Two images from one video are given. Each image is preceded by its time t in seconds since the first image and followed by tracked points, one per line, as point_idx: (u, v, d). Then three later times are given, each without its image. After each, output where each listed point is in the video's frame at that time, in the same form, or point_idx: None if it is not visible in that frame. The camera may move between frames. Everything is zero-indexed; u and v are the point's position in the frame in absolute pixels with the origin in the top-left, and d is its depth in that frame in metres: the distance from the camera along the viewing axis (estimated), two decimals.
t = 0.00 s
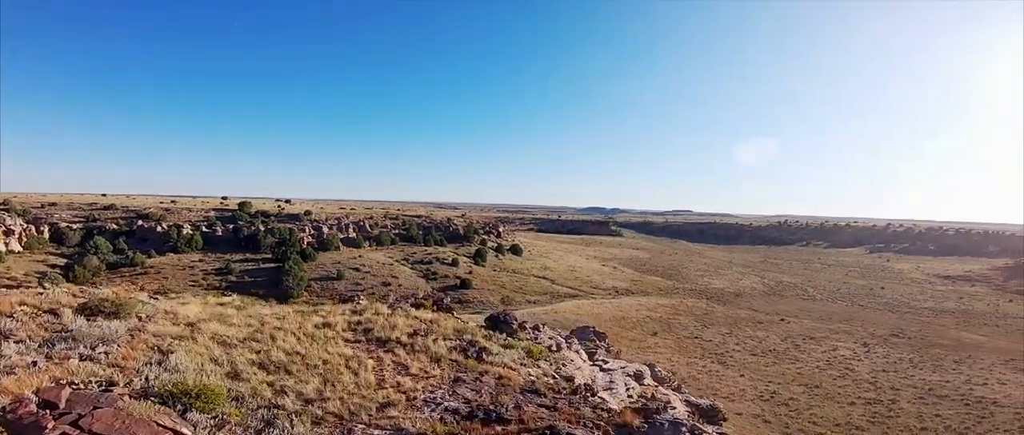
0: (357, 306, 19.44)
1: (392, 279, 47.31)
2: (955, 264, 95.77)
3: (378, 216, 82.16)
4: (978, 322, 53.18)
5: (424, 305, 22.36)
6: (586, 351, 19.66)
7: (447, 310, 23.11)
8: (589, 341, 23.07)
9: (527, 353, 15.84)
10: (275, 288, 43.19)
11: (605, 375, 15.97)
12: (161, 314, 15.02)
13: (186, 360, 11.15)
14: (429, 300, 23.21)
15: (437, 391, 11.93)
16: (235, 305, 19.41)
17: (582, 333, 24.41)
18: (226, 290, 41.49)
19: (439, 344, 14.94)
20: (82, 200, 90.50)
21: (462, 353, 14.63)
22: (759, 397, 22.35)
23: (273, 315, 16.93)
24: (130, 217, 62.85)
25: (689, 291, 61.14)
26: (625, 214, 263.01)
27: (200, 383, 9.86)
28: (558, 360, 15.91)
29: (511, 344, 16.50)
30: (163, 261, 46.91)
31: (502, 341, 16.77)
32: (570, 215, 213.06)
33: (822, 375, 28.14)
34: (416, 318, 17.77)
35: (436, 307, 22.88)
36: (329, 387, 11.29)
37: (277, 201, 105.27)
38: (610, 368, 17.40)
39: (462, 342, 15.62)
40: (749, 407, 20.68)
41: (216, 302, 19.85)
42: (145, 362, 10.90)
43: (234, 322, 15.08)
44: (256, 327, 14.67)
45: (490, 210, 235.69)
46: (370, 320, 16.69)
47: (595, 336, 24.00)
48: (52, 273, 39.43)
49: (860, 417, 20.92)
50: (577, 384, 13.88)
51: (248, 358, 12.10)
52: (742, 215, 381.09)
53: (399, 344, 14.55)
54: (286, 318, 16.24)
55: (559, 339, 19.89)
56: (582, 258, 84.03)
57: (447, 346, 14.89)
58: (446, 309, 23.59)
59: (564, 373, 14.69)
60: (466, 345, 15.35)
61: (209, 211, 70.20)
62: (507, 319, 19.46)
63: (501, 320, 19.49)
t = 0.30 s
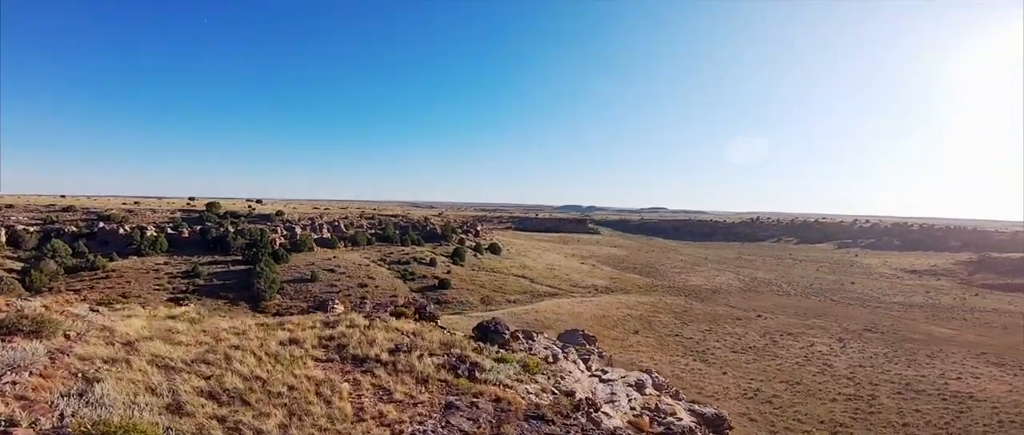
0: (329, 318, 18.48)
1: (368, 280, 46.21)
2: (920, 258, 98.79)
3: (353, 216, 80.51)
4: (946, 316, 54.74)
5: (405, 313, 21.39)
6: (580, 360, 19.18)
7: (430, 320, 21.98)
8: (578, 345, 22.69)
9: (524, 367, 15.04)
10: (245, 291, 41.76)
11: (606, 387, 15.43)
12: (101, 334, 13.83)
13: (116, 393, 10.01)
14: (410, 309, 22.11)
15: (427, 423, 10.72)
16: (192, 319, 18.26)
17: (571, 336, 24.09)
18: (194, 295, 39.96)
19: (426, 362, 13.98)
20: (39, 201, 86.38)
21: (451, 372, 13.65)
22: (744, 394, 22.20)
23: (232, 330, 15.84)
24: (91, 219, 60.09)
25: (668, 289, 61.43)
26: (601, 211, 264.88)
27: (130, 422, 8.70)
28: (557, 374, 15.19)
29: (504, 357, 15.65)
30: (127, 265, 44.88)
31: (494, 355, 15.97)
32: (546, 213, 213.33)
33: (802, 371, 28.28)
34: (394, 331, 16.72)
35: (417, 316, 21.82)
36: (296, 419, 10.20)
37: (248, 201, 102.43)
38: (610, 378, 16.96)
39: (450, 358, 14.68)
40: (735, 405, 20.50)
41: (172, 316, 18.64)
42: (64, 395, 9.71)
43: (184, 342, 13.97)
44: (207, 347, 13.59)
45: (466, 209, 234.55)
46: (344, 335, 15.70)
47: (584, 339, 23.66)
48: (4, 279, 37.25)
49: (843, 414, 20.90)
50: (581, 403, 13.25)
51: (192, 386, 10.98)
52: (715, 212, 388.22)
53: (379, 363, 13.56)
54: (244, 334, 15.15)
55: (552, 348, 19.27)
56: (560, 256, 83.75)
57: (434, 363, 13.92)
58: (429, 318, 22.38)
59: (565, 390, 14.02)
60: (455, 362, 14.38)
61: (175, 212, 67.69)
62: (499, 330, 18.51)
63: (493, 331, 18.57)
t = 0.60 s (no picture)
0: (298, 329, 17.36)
1: (343, 282, 44.96)
2: (886, 253, 101.73)
3: (327, 216, 78.70)
4: (914, 309, 56.19)
5: (385, 323, 20.09)
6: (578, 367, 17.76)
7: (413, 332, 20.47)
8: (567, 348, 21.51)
9: (523, 383, 13.13)
10: (213, 295, 40.20)
11: (608, 399, 13.90)
12: (20, 359, 12.64)
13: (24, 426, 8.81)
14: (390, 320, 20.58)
15: None
16: (144, 338, 16.96)
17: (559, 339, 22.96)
18: (159, 300, 38.30)
19: (409, 383, 11.99)
20: None
21: (444, 395, 11.60)
22: (728, 393, 22.04)
23: (179, 349, 14.71)
24: (47, 222, 57.19)
25: (646, 286, 61.58)
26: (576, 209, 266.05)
27: None
28: (557, 388, 13.50)
29: (501, 373, 13.63)
30: (85, 270, 42.71)
31: (488, 370, 14.01)
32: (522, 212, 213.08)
33: (782, 367, 28.36)
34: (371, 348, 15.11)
35: (399, 327, 20.48)
36: None
37: (216, 202, 99.39)
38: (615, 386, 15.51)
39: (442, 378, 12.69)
40: (720, 404, 20.26)
41: (123, 334, 17.33)
42: None
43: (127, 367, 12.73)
44: (152, 371, 12.36)
45: (441, 209, 232.66)
46: (315, 355, 14.11)
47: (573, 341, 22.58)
48: None
49: (826, 410, 20.82)
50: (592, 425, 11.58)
51: (121, 424, 9.33)
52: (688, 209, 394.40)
53: (356, 389, 11.58)
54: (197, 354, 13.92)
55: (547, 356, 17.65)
56: (537, 255, 83.45)
57: (421, 386, 11.88)
58: (411, 329, 20.89)
59: (568, 407, 12.37)
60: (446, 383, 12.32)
61: (138, 214, 64.95)
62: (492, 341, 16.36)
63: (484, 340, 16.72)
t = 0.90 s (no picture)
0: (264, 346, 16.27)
1: (318, 285, 43.67)
2: (856, 247, 104.38)
3: (300, 218, 76.77)
4: (886, 302, 57.55)
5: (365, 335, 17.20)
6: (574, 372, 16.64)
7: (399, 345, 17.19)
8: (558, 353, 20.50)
9: (526, 403, 12.23)
10: (180, 301, 38.60)
11: (617, 412, 13.22)
12: None
13: None
14: (372, 332, 17.34)
15: None
16: (100, 360, 15.82)
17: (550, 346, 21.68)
18: (122, 307, 36.58)
19: (399, 414, 10.94)
20: None
21: (440, 427, 10.62)
22: (713, 390, 21.86)
23: (127, 374, 13.55)
24: None
25: (625, 283, 61.66)
26: (553, 208, 266.58)
27: None
28: (562, 406, 12.72)
29: (501, 392, 12.61)
30: (42, 277, 40.51)
31: (485, 392, 12.74)
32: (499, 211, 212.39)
33: (764, 363, 28.47)
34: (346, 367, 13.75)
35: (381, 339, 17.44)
36: None
37: (183, 205, 96.11)
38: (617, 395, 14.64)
39: (431, 405, 11.66)
40: (707, 402, 20.05)
41: (79, 355, 16.21)
42: None
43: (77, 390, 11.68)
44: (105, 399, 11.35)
45: (417, 209, 230.30)
46: (282, 378, 12.84)
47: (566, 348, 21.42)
48: None
49: (811, 406, 20.79)
50: None
51: None
52: (663, 207, 399.36)
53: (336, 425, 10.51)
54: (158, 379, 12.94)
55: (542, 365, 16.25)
56: (516, 254, 82.99)
57: (412, 417, 10.89)
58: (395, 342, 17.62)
59: (579, 427, 11.62)
60: (440, 411, 11.32)
61: (99, 218, 62.21)
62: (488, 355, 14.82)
63: (482, 357, 14.74)
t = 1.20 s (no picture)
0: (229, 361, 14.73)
1: (292, 289, 42.27)
2: (826, 242, 106.86)
3: (271, 220, 74.71)
4: (857, 296, 58.79)
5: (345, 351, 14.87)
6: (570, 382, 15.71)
7: (383, 364, 14.99)
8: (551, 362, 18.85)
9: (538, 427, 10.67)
10: (145, 308, 36.84)
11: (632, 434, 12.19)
12: None
13: None
14: (352, 349, 15.00)
15: None
16: (49, 377, 14.64)
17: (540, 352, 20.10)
18: (83, 315, 34.72)
19: None
20: None
21: None
22: (699, 389, 21.59)
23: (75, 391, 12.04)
24: None
25: (604, 282, 61.58)
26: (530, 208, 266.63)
27: None
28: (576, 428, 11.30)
29: (508, 416, 10.98)
30: None
31: (490, 415, 11.20)
32: (476, 211, 211.36)
33: (746, 359, 28.44)
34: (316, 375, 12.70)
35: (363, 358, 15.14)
36: None
37: (148, 208, 92.78)
38: (628, 409, 13.96)
39: None
40: (694, 401, 19.70)
41: (26, 373, 14.98)
42: None
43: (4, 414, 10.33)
44: (45, 413, 10.27)
45: (393, 210, 227.54)
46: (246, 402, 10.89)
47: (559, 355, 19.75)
48: None
49: (795, 402, 20.65)
50: None
51: None
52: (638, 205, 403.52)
53: None
54: (107, 394, 11.83)
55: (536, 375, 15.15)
56: (494, 254, 82.34)
57: None
58: (379, 360, 15.38)
59: None
60: None
61: (58, 223, 59.36)
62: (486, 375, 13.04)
63: (480, 373, 13.34)
